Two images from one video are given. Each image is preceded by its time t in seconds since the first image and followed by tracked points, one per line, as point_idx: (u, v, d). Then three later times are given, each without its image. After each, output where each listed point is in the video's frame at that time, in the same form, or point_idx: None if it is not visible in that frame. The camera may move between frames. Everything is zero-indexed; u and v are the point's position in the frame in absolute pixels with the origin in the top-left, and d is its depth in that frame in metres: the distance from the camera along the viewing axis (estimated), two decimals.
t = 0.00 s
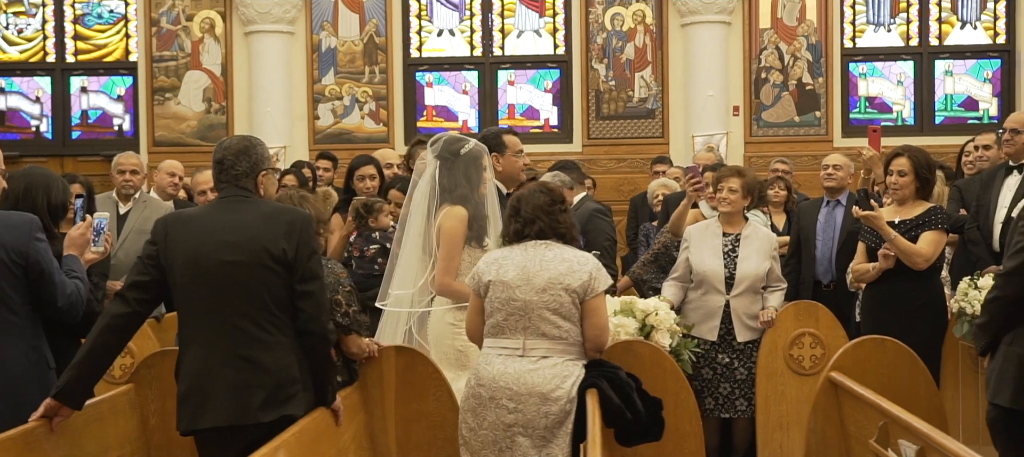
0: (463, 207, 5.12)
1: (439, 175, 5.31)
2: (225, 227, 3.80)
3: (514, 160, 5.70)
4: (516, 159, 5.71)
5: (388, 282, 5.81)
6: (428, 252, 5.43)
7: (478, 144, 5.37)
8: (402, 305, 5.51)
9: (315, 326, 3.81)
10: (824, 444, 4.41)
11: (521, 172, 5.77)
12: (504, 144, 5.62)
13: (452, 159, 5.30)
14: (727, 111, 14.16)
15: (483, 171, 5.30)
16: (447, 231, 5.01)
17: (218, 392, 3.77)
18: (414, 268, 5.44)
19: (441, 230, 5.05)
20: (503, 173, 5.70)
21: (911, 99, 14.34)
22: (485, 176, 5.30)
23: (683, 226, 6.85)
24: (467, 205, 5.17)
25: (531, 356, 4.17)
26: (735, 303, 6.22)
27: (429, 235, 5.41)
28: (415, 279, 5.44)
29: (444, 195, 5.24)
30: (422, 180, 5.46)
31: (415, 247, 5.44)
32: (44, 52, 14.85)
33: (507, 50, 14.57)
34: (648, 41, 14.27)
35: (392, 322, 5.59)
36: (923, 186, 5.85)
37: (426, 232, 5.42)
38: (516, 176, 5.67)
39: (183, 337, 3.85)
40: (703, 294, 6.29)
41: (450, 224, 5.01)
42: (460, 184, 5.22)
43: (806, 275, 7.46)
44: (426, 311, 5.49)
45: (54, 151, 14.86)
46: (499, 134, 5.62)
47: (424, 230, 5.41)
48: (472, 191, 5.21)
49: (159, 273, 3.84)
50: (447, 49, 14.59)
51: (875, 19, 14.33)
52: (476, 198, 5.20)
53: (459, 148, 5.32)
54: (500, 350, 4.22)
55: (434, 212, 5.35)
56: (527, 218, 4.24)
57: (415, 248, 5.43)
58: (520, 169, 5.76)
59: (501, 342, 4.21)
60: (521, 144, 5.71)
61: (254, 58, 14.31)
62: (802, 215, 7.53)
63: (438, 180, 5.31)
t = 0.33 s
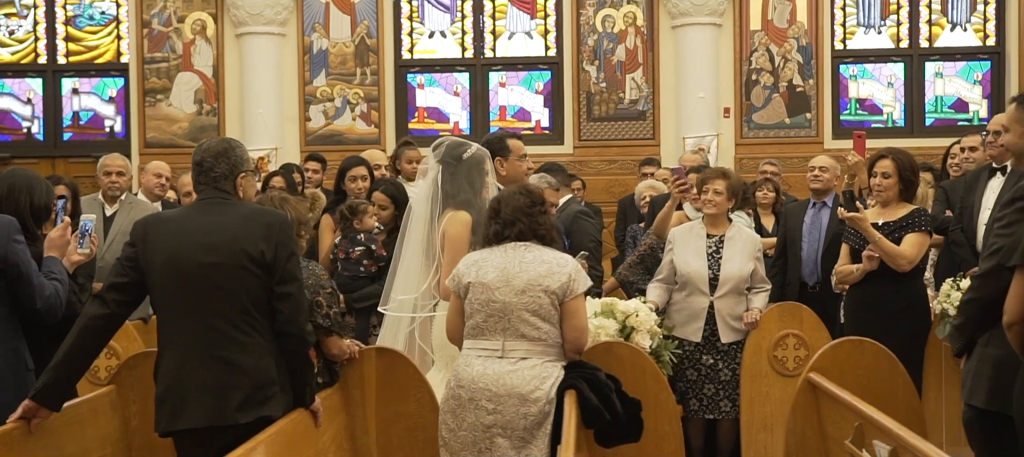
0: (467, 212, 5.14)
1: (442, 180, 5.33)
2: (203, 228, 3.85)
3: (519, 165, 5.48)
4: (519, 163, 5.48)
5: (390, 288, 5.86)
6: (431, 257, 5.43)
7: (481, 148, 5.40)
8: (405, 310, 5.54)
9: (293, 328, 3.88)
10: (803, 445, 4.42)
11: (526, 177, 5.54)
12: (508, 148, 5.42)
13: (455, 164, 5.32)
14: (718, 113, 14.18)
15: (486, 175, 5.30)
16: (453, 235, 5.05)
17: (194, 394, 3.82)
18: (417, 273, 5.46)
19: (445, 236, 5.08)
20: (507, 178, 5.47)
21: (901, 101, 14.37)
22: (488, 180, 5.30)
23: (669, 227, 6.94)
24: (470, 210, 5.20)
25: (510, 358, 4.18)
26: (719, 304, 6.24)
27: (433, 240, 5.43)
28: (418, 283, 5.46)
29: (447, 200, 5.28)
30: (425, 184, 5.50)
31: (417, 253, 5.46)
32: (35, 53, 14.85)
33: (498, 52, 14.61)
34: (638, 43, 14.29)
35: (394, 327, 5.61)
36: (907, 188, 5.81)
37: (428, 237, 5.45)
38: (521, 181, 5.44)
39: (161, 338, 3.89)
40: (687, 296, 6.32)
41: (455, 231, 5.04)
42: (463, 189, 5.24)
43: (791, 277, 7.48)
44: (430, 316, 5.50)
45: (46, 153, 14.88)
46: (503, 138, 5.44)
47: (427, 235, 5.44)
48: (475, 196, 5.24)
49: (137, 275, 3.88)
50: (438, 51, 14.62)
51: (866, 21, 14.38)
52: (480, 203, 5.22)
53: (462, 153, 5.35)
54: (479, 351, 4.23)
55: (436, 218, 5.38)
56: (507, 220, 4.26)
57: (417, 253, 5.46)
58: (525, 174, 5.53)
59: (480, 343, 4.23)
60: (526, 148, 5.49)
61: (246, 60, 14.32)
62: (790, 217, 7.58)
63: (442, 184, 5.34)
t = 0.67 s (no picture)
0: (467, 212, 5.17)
1: (444, 181, 5.45)
2: (181, 230, 3.87)
3: (524, 164, 5.30)
4: (525, 162, 5.30)
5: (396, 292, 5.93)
6: (435, 257, 5.56)
7: (484, 147, 5.39)
8: (410, 313, 5.61)
9: (271, 329, 3.91)
10: (780, 445, 4.45)
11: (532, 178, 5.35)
12: (512, 147, 5.27)
13: (457, 165, 5.39)
14: (708, 114, 14.20)
15: (489, 175, 5.33)
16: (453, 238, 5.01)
17: (172, 395, 3.84)
18: (419, 275, 5.60)
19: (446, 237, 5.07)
20: (512, 177, 5.31)
21: (891, 103, 14.42)
22: (490, 180, 5.32)
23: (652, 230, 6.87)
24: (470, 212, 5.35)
25: (488, 358, 4.20)
26: (702, 305, 6.27)
27: (437, 239, 5.56)
28: (421, 286, 5.60)
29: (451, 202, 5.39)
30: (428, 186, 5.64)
31: (422, 254, 5.60)
32: (26, 55, 14.87)
33: (489, 53, 14.63)
34: (629, 44, 14.31)
35: (398, 331, 5.68)
36: (888, 189, 5.84)
37: (431, 238, 5.58)
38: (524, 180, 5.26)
39: (139, 339, 3.92)
40: (670, 297, 6.34)
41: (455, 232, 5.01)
42: (464, 190, 5.37)
43: (776, 279, 7.50)
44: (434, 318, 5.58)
45: (36, 155, 14.88)
46: (508, 136, 5.29)
47: (430, 236, 5.56)
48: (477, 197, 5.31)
49: (115, 276, 3.91)
50: (429, 53, 14.65)
51: (856, 23, 14.41)
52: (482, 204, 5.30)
53: (464, 153, 5.39)
54: (457, 352, 4.25)
55: (440, 218, 5.50)
56: (485, 221, 4.26)
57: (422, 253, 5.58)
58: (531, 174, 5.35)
59: (458, 345, 4.25)
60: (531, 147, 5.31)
61: (236, 61, 14.33)
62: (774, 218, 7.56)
63: (444, 185, 5.45)
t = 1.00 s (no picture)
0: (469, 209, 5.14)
1: (444, 180, 5.61)
2: (158, 231, 3.89)
3: (525, 164, 5.66)
4: (525, 162, 5.67)
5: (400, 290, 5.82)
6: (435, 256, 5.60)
7: (483, 148, 5.59)
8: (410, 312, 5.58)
9: (247, 330, 3.92)
10: (757, 444, 4.47)
11: (532, 178, 5.71)
12: (514, 146, 5.62)
13: (457, 165, 5.58)
14: (698, 116, 14.23)
15: (489, 173, 5.49)
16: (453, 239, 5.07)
17: (150, 396, 3.86)
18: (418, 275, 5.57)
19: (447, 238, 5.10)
20: (512, 176, 5.65)
21: (881, 104, 14.44)
22: (489, 177, 5.48)
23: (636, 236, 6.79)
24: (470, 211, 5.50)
25: (466, 359, 4.22)
26: (685, 306, 6.30)
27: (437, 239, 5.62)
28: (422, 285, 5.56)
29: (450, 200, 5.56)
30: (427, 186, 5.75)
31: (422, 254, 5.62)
32: (17, 55, 14.88)
33: (479, 54, 14.66)
34: (619, 46, 14.34)
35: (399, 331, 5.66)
36: (868, 190, 5.87)
37: (432, 237, 5.63)
38: (525, 179, 5.61)
39: (116, 340, 3.94)
40: (654, 298, 6.36)
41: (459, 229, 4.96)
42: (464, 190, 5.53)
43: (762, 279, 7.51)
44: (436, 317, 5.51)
45: (27, 155, 14.88)
46: (511, 136, 5.63)
47: (431, 235, 5.63)
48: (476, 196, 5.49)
49: (93, 278, 3.94)
50: (419, 54, 14.67)
51: (846, 24, 14.43)
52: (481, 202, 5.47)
53: (464, 153, 5.57)
54: (435, 353, 4.26)
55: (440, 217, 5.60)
56: (463, 222, 4.27)
57: (421, 252, 5.62)
58: (531, 174, 5.71)
59: (437, 345, 4.26)
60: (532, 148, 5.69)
61: (226, 62, 14.34)
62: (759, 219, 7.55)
63: (443, 184, 5.61)
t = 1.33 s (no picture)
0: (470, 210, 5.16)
1: (442, 177, 5.55)
2: (137, 232, 3.91)
3: (524, 164, 5.78)
4: (524, 162, 5.79)
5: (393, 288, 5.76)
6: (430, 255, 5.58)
7: (482, 147, 5.55)
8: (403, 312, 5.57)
9: (225, 329, 3.94)
10: (736, 443, 4.49)
11: (530, 177, 5.83)
12: (515, 146, 5.73)
13: (456, 162, 5.51)
14: (690, 115, 14.25)
15: (488, 173, 5.48)
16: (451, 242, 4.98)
17: (127, 395, 3.88)
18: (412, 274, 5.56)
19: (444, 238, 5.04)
20: (511, 175, 5.78)
21: (871, 104, 14.47)
22: (488, 178, 5.47)
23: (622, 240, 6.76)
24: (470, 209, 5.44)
25: (445, 359, 4.23)
26: (669, 306, 6.31)
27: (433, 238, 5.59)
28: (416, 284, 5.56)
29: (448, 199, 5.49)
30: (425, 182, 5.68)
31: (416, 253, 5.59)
32: (9, 56, 14.89)
33: (471, 54, 14.68)
34: (610, 46, 14.35)
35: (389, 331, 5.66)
36: (850, 189, 5.89)
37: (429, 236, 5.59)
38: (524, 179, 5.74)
39: (94, 341, 3.95)
40: (638, 298, 6.37)
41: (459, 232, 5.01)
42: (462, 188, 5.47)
43: (748, 278, 7.52)
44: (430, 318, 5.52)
45: (19, 155, 14.87)
46: (512, 135, 5.72)
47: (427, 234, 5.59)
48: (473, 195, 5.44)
49: (71, 278, 3.97)
50: (411, 54, 14.70)
51: (836, 25, 14.45)
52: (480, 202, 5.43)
53: (463, 151, 5.51)
54: (414, 353, 4.28)
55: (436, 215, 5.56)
56: (442, 222, 4.27)
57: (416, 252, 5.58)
58: (529, 174, 5.83)
59: (415, 345, 4.28)
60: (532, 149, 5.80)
61: (218, 62, 14.34)
62: (745, 218, 7.54)
63: (441, 181, 5.55)
